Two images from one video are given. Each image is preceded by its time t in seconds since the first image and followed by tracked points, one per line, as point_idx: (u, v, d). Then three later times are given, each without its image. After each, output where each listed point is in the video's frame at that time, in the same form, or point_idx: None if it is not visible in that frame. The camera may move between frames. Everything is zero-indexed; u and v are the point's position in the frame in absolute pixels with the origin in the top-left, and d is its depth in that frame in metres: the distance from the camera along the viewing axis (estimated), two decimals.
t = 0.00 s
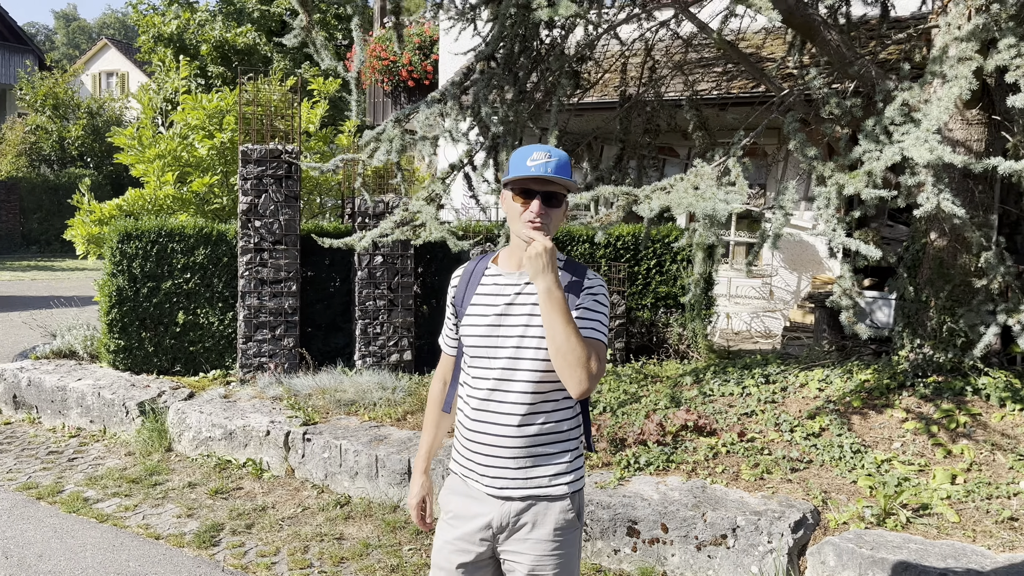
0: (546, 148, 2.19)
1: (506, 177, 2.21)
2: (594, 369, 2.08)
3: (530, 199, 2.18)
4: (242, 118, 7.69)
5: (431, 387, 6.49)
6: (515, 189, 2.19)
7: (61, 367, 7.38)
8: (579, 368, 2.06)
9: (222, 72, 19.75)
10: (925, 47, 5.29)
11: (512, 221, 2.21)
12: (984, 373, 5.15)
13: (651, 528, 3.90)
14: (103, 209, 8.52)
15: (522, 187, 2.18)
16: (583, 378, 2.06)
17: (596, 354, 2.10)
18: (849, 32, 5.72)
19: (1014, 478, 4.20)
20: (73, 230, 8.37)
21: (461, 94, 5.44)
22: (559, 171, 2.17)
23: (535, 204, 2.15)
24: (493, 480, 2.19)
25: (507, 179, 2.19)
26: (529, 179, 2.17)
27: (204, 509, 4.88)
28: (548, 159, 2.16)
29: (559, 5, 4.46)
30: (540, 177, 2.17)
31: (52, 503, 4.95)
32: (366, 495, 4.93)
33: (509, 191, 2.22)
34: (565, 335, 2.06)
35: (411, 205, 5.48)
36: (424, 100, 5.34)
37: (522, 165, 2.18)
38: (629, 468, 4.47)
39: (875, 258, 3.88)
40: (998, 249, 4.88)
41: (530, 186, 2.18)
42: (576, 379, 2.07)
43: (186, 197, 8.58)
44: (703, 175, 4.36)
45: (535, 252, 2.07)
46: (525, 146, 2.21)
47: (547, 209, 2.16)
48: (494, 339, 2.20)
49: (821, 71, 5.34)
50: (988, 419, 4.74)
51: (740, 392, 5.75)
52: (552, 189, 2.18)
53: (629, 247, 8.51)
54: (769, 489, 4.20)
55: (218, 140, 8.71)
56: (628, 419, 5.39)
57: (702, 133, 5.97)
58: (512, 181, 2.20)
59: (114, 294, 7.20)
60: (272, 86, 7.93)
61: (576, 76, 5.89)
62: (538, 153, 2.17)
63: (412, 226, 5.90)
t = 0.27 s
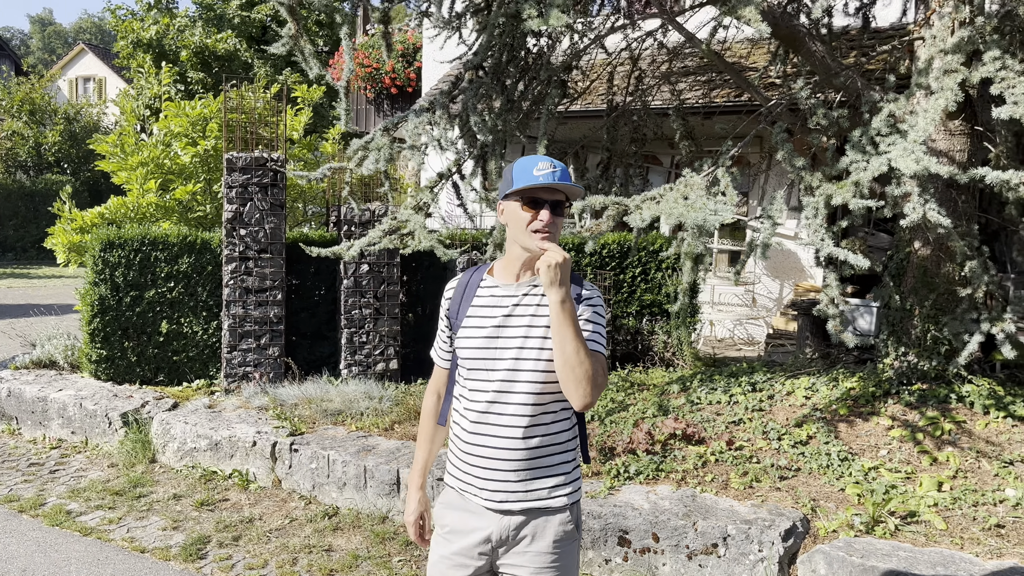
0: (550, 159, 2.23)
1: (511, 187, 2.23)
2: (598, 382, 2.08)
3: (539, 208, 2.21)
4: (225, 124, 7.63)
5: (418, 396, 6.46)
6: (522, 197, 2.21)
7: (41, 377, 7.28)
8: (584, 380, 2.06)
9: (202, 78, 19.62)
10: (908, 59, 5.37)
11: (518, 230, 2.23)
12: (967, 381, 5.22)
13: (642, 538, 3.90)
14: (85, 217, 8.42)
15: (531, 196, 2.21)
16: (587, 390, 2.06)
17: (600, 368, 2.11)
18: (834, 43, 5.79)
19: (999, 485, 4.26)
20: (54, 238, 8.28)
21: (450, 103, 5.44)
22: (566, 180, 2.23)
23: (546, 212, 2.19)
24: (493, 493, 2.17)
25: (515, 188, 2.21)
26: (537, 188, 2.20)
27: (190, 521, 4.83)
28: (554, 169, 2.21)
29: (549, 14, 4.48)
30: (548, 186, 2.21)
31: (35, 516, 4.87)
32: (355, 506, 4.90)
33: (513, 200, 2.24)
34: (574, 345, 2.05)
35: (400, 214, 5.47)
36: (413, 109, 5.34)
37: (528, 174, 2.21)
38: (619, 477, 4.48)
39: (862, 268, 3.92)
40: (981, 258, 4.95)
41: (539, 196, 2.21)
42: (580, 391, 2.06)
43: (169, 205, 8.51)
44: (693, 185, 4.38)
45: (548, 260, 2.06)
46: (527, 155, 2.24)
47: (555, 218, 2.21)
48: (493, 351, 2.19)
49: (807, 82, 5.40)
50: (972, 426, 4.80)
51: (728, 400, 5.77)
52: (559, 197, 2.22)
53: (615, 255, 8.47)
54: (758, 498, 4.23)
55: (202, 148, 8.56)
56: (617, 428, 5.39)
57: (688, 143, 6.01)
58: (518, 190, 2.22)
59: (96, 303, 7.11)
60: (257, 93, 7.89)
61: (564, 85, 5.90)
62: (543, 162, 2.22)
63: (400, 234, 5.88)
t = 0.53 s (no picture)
0: (549, 169, 2.25)
1: (514, 196, 2.22)
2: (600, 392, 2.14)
3: (543, 217, 2.21)
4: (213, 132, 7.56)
5: (409, 404, 6.43)
6: (526, 207, 2.21)
7: (27, 388, 7.19)
8: (589, 389, 2.11)
9: (186, 85, 19.51)
10: (896, 65, 5.41)
11: (521, 238, 2.23)
12: (957, 383, 5.25)
13: (637, 544, 3.89)
14: (70, 226, 8.36)
15: (535, 206, 2.21)
16: (591, 400, 2.11)
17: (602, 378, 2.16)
18: (822, 49, 5.83)
19: (991, 487, 4.28)
20: (40, 248, 8.19)
21: (440, 110, 5.43)
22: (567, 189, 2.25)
23: (552, 222, 2.21)
24: (498, 504, 2.17)
25: (521, 198, 2.20)
26: (542, 198, 2.20)
27: (180, 533, 4.78)
28: (556, 179, 2.23)
29: (539, 21, 4.47)
30: (551, 196, 2.22)
31: (22, 530, 4.81)
32: (347, 515, 4.87)
33: (516, 209, 2.23)
34: (582, 355, 2.10)
35: (390, 221, 5.44)
36: (403, 116, 5.32)
37: (532, 183, 2.21)
38: (613, 484, 4.47)
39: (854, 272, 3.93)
40: (970, 261, 4.98)
41: (542, 205, 2.21)
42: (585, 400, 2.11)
43: (156, 213, 8.43)
44: (684, 191, 4.39)
45: (557, 268, 2.07)
46: (529, 164, 2.25)
47: (558, 227, 2.23)
48: (495, 361, 2.19)
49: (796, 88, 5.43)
50: (962, 429, 4.83)
51: (720, 405, 5.78)
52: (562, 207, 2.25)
53: (605, 261, 8.47)
54: (752, 503, 4.23)
55: (188, 155, 8.52)
56: (610, 434, 5.38)
57: (678, 148, 6.02)
58: (521, 199, 2.21)
59: (82, 313, 7.03)
60: (244, 101, 7.83)
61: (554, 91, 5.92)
62: (546, 172, 2.23)
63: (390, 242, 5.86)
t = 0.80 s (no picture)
0: (545, 171, 2.22)
1: (510, 199, 2.20)
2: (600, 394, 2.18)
3: (539, 222, 2.19)
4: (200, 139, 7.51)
5: (401, 409, 6.40)
6: (522, 210, 2.19)
7: (16, 398, 7.13)
8: (591, 392, 2.14)
9: (174, 91, 19.42)
10: (884, 65, 5.43)
11: (516, 242, 2.21)
12: (949, 382, 5.27)
13: (633, 547, 3.88)
14: (58, 235, 8.30)
15: (532, 210, 2.19)
16: (593, 402, 2.14)
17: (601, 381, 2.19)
18: (810, 50, 5.84)
19: (984, 485, 4.29)
20: (28, 256, 8.13)
21: (430, 114, 5.42)
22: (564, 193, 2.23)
23: (548, 225, 2.19)
24: (499, 509, 2.16)
25: (517, 202, 2.18)
26: (539, 202, 2.18)
27: (172, 543, 4.74)
28: (552, 181, 2.20)
29: (528, 24, 4.47)
30: (548, 199, 2.20)
31: (12, 542, 4.76)
32: (341, 522, 4.84)
33: (511, 212, 2.21)
34: (582, 358, 2.12)
35: (381, 226, 5.42)
36: (393, 121, 5.31)
37: (529, 186, 2.19)
38: (607, 487, 4.46)
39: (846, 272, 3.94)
40: (960, 260, 5.00)
41: (540, 209, 2.20)
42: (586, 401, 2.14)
43: (145, 221, 8.39)
44: (675, 193, 4.40)
45: (555, 271, 2.08)
46: (526, 166, 2.22)
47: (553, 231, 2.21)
48: (493, 365, 2.18)
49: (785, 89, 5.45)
50: (955, 427, 4.84)
51: (713, 406, 5.78)
52: (558, 209, 2.23)
53: (596, 263, 8.47)
54: (746, 504, 4.23)
55: (177, 162, 8.46)
56: (603, 437, 5.37)
57: (668, 150, 6.03)
58: (518, 203, 2.19)
59: (71, 322, 6.97)
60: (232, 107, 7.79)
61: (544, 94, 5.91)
62: (542, 175, 2.20)
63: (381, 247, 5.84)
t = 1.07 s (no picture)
0: (541, 171, 2.23)
1: (507, 199, 2.20)
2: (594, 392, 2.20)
3: (535, 222, 2.20)
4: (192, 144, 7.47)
5: (397, 413, 6.39)
6: (519, 210, 2.19)
7: (9, 407, 7.10)
8: (586, 392, 2.16)
9: (165, 98, 19.37)
10: (873, 63, 5.45)
11: (513, 242, 2.21)
12: (943, 378, 5.29)
13: (630, 547, 3.88)
14: (50, 242, 8.26)
15: (529, 210, 2.19)
16: (589, 401, 2.17)
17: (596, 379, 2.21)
18: (800, 49, 5.86)
19: (979, 481, 4.31)
20: (19, 264, 8.10)
21: (422, 117, 5.42)
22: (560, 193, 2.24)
23: (546, 225, 2.20)
24: (500, 510, 2.16)
25: (515, 202, 2.18)
26: (535, 202, 2.19)
27: (168, 549, 4.72)
28: (548, 182, 2.21)
29: (519, 26, 4.47)
30: (545, 200, 2.20)
31: (6, 551, 4.74)
32: (337, 526, 4.83)
33: (508, 212, 2.21)
34: (579, 359, 2.14)
35: (374, 229, 5.42)
36: (384, 124, 5.31)
37: (525, 187, 2.19)
38: (603, 488, 4.46)
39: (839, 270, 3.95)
40: (951, 257, 5.02)
41: (536, 209, 2.20)
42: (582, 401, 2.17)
43: (137, 227, 8.36)
44: (667, 193, 4.41)
45: (551, 272, 2.10)
46: (522, 166, 2.22)
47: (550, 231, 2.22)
48: (490, 365, 2.19)
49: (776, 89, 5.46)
50: (949, 424, 4.86)
51: (708, 406, 5.78)
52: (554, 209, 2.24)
53: (590, 265, 8.47)
54: (742, 503, 4.23)
55: (168, 168, 8.41)
56: (599, 438, 5.37)
57: (661, 151, 6.04)
58: (514, 203, 2.19)
59: (64, 330, 6.93)
60: (224, 112, 7.77)
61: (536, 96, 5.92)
62: (538, 175, 2.21)
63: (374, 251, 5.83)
